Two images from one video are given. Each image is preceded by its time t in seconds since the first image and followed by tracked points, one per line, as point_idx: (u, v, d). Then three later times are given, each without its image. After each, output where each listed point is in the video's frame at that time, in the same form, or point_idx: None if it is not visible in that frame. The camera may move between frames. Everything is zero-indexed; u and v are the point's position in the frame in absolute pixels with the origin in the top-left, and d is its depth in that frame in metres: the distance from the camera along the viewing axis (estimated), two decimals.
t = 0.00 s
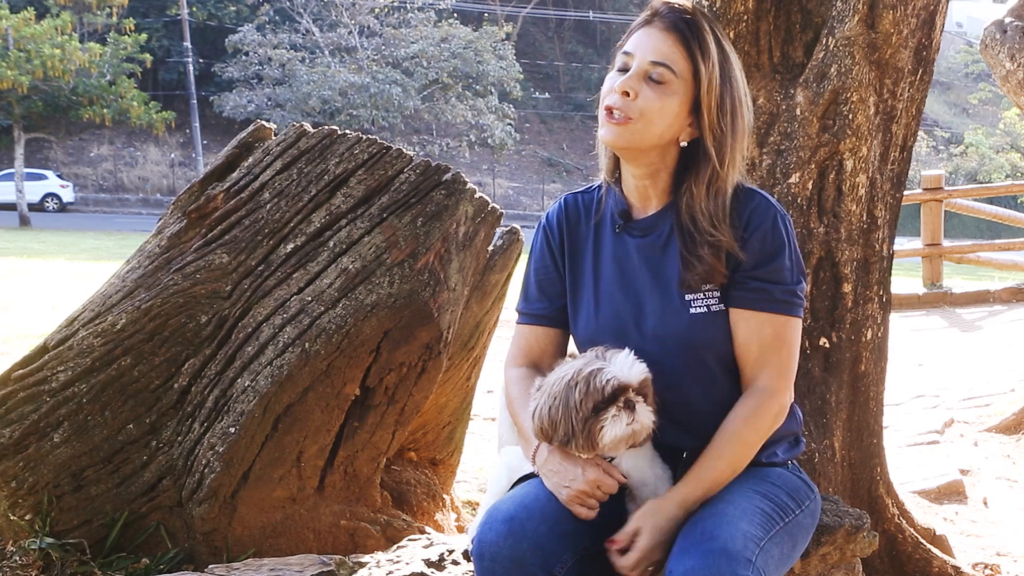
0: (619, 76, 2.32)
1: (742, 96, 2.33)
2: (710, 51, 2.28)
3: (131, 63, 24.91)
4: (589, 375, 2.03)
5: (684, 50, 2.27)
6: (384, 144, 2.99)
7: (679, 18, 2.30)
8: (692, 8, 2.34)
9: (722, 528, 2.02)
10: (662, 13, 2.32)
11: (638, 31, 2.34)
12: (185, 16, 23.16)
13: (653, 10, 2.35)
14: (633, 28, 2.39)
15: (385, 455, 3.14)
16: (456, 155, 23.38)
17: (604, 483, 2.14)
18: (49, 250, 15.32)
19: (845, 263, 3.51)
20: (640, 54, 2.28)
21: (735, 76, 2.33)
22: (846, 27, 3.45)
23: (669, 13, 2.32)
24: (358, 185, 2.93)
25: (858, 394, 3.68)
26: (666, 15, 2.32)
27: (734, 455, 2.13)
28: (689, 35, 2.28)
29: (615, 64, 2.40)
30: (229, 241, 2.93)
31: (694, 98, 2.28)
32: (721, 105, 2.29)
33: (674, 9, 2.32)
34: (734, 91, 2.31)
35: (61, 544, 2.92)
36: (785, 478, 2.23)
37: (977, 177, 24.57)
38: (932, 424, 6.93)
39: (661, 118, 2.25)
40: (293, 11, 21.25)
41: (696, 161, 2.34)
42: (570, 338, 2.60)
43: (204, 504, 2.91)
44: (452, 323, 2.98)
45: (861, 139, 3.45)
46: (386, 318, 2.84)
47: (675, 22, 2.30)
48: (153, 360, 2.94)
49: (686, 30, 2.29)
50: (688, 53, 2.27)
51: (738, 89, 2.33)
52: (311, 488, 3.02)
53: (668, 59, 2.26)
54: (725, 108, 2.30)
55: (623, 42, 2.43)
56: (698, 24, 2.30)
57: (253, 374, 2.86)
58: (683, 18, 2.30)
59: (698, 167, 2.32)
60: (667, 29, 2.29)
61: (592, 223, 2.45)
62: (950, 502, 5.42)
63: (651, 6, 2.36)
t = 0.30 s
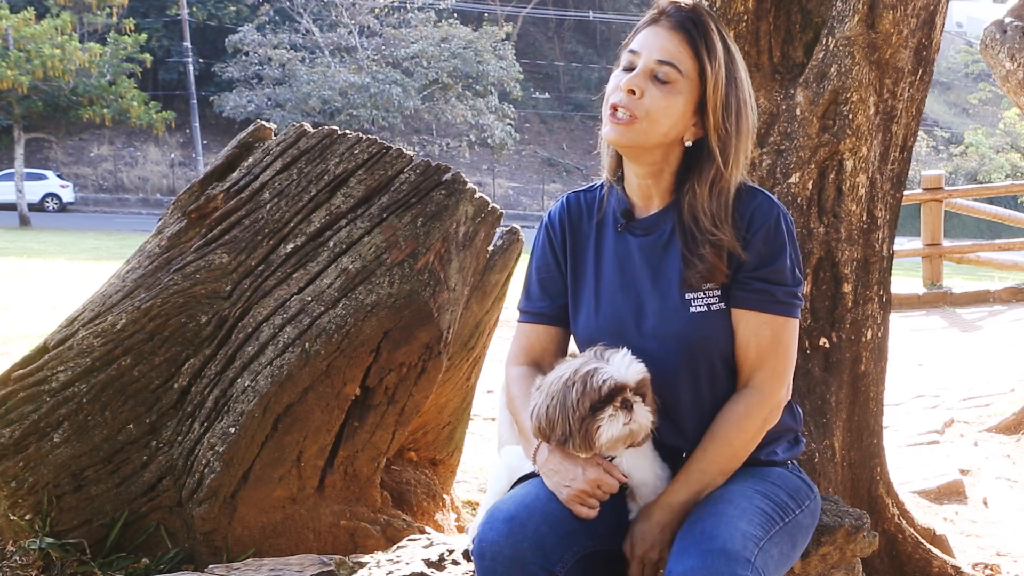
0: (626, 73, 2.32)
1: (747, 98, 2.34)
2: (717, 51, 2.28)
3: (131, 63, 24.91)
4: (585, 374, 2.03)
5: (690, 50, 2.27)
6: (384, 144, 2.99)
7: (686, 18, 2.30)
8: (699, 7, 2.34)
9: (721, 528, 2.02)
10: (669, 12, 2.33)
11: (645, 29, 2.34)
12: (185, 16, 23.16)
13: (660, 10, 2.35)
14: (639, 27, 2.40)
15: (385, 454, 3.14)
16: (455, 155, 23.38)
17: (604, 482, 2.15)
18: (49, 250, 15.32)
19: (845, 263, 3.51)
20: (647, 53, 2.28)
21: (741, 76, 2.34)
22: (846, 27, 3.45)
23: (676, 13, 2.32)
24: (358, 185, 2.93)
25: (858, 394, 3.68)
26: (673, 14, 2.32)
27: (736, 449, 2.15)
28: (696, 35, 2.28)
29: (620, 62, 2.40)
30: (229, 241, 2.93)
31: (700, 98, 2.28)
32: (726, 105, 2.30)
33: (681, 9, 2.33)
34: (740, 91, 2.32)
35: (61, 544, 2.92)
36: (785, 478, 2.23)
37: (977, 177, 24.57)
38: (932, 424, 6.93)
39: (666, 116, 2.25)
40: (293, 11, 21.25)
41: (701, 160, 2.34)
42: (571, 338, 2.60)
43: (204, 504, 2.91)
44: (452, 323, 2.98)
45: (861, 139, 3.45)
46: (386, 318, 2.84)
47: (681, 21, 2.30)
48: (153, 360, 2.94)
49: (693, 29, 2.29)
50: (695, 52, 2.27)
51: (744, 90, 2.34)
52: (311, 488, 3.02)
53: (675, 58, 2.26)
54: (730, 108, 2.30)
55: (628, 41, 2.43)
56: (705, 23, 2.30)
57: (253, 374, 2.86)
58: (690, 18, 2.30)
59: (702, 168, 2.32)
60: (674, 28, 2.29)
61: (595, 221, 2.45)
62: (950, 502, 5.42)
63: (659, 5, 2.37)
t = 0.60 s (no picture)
0: (629, 73, 2.32)
1: (750, 99, 2.34)
2: (721, 52, 2.28)
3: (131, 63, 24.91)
4: (584, 372, 2.04)
5: (694, 50, 2.27)
6: (384, 144, 2.99)
7: (690, 18, 2.30)
8: (703, 8, 2.34)
9: (720, 527, 2.02)
10: (673, 12, 2.33)
11: (649, 29, 2.34)
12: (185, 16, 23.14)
13: (663, 10, 2.35)
14: (642, 27, 2.39)
15: (385, 454, 3.14)
16: (456, 155, 23.38)
17: (605, 480, 2.14)
18: (48, 250, 15.32)
19: (845, 263, 3.51)
20: (651, 52, 2.28)
21: (744, 77, 2.34)
22: (847, 27, 3.45)
23: (680, 13, 2.32)
24: (358, 185, 2.93)
25: (858, 394, 3.68)
26: (677, 14, 2.32)
27: (732, 450, 2.15)
28: (700, 35, 2.28)
29: (623, 62, 2.40)
30: (229, 241, 2.93)
31: (703, 98, 2.28)
32: (729, 106, 2.30)
33: (685, 9, 2.33)
34: (743, 92, 2.32)
35: (61, 544, 2.92)
36: (785, 477, 2.24)
37: (977, 177, 24.57)
38: (932, 424, 6.93)
39: (669, 116, 2.25)
40: (293, 11, 21.25)
41: (703, 162, 2.34)
42: (570, 338, 2.60)
43: (204, 505, 2.91)
44: (452, 323, 2.98)
45: (861, 139, 3.45)
46: (386, 318, 2.85)
47: (685, 21, 2.30)
48: (153, 361, 2.94)
49: (696, 29, 2.29)
50: (699, 52, 2.27)
51: (746, 91, 2.34)
52: (311, 488, 3.02)
53: (679, 58, 2.26)
54: (733, 110, 2.30)
55: (631, 41, 2.43)
56: (708, 24, 2.30)
57: (253, 374, 2.86)
58: (695, 18, 2.30)
59: (704, 168, 2.32)
60: (678, 28, 2.29)
61: (595, 220, 2.45)
62: (951, 502, 5.42)
63: (663, 5, 2.36)
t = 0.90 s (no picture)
0: (631, 74, 2.32)
1: (752, 100, 2.34)
2: (723, 53, 2.28)
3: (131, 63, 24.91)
4: (580, 368, 2.04)
5: (697, 51, 2.27)
6: (384, 144, 2.99)
7: (692, 19, 2.30)
8: (704, 8, 2.34)
9: (720, 521, 2.02)
10: (676, 13, 2.32)
11: (652, 29, 2.34)
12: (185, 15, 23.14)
13: (666, 11, 2.35)
14: (644, 27, 2.39)
15: (385, 454, 3.14)
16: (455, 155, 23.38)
17: (606, 476, 2.14)
18: (48, 250, 15.32)
19: (845, 264, 3.51)
20: (653, 53, 2.28)
21: (746, 78, 2.33)
22: (846, 27, 3.45)
23: (682, 14, 2.32)
24: (358, 185, 2.93)
25: (858, 395, 3.68)
26: (680, 15, 2.32)
27: (730, 450, 2.15)
28: (702, 36, 2.28)
29: (625, 62, 2.40)
30: (229, 241, 2.93)
31: (705, 99, 2.28)
32: (731, 107, 2.30)
33: (687, 10, 2.32)
34: (744, 93, 2.32)
35: (61, 544, 2.92)
36: (785, 474, 2.24)
37: (978, 177, 24.56)
38: (932, 424, 6.93)
39: (671, 117, 2.26)
40: (293, 11, 21.25)
41: (704, 163, 2.34)
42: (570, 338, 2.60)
43: (204, 504, 2.91)
44: (452, 323, 2.98)
45: (861, 139, 3.44)
46: (386, 318, 2.85)
47: (688, 22, 2.30)
48: (153, 360, 2.94)
49: (699, 30, 2.29)
50: (701, 53, 2.27)
51: (748, 92, 2.34)
52: (311, 488, 3.02)
53: (681, 59, 2.26)
54: (734, 110, 2.30)
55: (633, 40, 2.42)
56: (711, 25, 2.30)
57: (253, 374, 2.86)
58: (697, 19, 2.30)
59: (705, 169, 2.32)
60: (681, 29, 2.29)
61: (596, 220, 2.45)
62: (950, 502, 5.42)
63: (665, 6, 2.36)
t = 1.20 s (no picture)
0: (633, 73, 2.32)
1: (752, 98, 2.34)
2: (723, 52, 2.28)
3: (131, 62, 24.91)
4: (579, 364, 2.05)
5: (697, 50, 2.27)
6: (384, 144, 2.99)
7: (692, 18, 2.30)
8: (704, 8, 2.34)
9: (723, 523, 2.02)
10: (677, 12, 2.32)
11: (653, 28, 2.34)
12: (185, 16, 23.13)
13: (667, 10, 2.34)
14: (644, 27, 2.39)
15: (385, 454, 3.14)
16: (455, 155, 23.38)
17: (605, 471, 2.14)
18: (48, 250, 15.32)
19: (845, 264, 3.51)
20: (654, 53, 2.28)
21: (746, 77, 2.33)
22: (846, 27, 3.45)
23: (682, 13, 2.32)
24: (358, 185, 2.93)
25: (858, 395, 3.68)
26: (680, 14, 2.32)
27: (732, 452, 2.14)
28: (702, 36, 2.28)
29: (626, 62, 2.40)
30: (229, 241, 2.93)
31: (706, 99, 2.28)
32: (732, 106, 2.30)
33: (687, 9, 2.32)
34: (745, 92, 2.32)
35: (61, 544, 2.92)
36: (786, 475, 2.24)
37: (978, 177, 24.56)
38: (932, 424, 6.93)
39: (672, 116, 2.26)
40: (293, 11, 21.26)
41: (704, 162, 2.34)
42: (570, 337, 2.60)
43: (204, 504, 2.91)
44: (452, 323, 2.98)
45: (861, 139, 3.44)
46: (386, 318, 2.84)
47: (689, 21, 2.30)
48: (153, 360, 2.94)
49: (700, 30, 2.29)
50: (702, 53, 2.27)
51: (748, 91, 2.34)
52: (311, 488, 3.02)
53: (682, 58, 2.26)
54: (735, 108, 2.30)
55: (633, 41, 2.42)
56: (712, 24, 2.30)
57: (253, 374, 2.86)
58: (697, 18, 2.30)
59: (705, 169, 2.32)
60: (682, 28, 2.29)
61: (596, 218, 2.45)
62: (950, 502, 5.42)
63: (665, 6, 2.36)
